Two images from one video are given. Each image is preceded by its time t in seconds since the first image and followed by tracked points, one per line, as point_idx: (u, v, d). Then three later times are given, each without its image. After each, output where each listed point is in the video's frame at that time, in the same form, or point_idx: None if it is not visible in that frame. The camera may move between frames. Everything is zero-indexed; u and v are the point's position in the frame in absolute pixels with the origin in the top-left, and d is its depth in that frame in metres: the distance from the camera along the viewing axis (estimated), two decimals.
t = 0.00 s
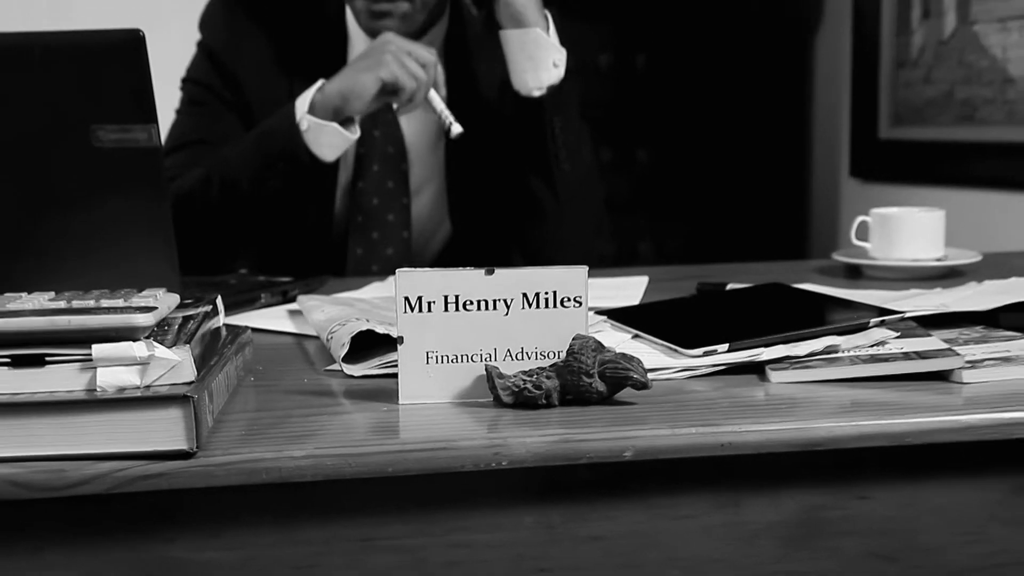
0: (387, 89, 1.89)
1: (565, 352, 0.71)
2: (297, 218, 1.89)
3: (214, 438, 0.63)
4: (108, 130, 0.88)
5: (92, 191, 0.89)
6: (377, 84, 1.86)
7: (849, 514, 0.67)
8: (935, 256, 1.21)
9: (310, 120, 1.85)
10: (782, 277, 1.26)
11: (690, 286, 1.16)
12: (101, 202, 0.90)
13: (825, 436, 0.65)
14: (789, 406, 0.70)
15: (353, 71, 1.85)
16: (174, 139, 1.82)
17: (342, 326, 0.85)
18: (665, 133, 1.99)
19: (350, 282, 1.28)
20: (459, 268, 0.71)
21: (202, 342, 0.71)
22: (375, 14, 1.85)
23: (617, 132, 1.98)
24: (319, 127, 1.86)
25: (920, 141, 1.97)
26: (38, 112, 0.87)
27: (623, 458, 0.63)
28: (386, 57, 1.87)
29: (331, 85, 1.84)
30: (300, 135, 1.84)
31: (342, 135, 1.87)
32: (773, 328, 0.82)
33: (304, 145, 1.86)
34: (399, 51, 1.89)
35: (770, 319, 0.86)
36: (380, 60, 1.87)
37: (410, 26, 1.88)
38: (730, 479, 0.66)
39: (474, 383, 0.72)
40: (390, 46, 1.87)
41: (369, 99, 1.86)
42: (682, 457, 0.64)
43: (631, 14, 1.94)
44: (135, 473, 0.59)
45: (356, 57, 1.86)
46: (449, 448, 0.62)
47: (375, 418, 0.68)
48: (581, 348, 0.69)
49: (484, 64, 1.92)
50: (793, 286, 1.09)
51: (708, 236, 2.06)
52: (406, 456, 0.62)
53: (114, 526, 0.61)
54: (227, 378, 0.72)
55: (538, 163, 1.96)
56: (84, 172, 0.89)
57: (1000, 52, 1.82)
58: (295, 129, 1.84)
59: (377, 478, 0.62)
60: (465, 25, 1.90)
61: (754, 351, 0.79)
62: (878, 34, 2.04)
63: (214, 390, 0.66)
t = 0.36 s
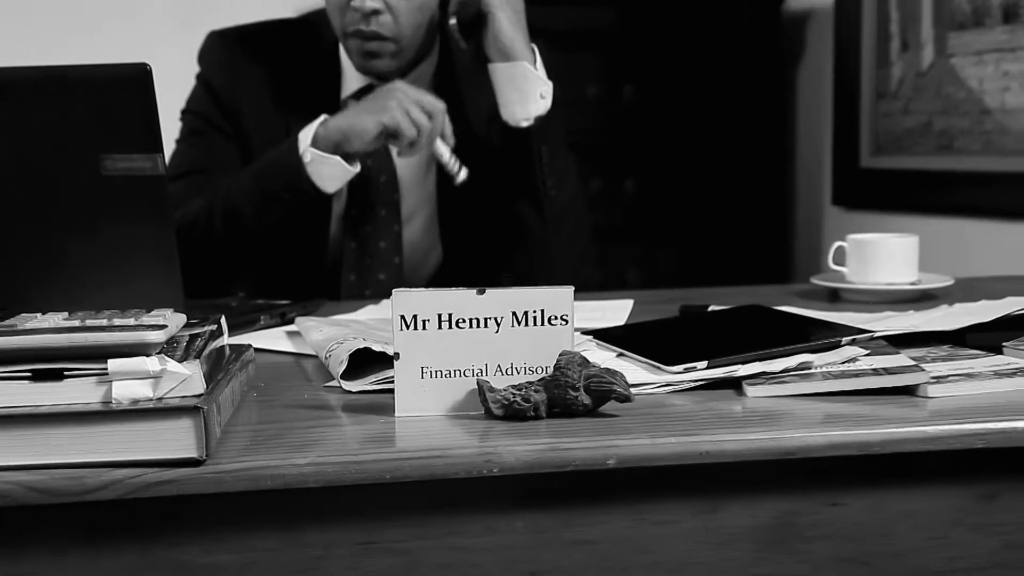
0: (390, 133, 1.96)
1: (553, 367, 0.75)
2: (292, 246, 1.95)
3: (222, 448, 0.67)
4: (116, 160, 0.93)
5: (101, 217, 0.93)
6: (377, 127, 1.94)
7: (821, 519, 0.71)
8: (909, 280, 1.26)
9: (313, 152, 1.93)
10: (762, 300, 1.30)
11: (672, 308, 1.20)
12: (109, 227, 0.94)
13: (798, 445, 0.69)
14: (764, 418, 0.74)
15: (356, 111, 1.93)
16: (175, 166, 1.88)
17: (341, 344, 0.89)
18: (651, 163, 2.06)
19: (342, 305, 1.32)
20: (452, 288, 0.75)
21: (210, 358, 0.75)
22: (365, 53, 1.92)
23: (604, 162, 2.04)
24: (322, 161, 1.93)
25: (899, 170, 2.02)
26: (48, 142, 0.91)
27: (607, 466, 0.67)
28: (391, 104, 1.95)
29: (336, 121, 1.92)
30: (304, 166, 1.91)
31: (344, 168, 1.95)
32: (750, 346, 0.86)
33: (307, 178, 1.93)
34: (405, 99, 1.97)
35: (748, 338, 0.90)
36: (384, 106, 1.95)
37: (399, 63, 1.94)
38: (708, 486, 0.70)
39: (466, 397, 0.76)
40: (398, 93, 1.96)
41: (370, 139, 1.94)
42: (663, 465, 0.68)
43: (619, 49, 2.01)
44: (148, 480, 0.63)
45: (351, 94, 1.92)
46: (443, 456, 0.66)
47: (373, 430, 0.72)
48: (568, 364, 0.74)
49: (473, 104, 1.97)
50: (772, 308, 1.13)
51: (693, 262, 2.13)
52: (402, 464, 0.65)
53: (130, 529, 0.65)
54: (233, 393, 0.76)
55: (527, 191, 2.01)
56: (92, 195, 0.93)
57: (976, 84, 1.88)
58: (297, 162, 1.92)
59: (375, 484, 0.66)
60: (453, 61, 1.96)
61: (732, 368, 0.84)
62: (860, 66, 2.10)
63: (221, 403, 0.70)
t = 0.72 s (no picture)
0: (397, 170, 2.06)
1: (545, 374, 0.80)
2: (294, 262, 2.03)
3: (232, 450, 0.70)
4: (130, 180, 0.97)
5: (116, 234, 0.98)
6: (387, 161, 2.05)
7: (798, 518, 0.76)
8: (890, 295, 1.30)
9: (325, 177, 2.01)
10: (748, 313, 1.36)
11: (660, 321, 1.26)
12: (124, 243, 0.98)
13: (776, 447, 0.73)
14: (744, 423, 0.78)
15: (368, 145, 2.03)
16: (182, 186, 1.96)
17: (342, 354, 0.93)
18: (642, 181, 2.19)
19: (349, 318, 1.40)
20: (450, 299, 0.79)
21: (221, 366, 0.79)
22: (363, 76, 2.03)
23: (593, 183, 2.17)
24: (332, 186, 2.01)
25: (885, 189, 2.22)
26: (66, 164, 0.96)
27: (596, 467, 0.71)
28: (402, 143, 2.06)
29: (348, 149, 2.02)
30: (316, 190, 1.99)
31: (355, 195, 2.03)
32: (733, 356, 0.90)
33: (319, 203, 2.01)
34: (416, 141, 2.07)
35: (731, 349, 0.94)
36: (395, 144, 2.06)
37: (396, 87, 2.05)
38: (691, 487, 0.74)
39: (463, 403, 0.80)
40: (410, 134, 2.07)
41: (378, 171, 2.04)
42: (648, 466, 0.72)
43: (611, 74, 2.14)
44: (164, 479, 0.67)
45: (351, 116, 2.04)
46: (440, 457, 0.70)
47: (374, 434, 0.76)
48: (559, 371, 0.78)
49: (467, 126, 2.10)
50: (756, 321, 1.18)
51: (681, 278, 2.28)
52: (402, 465, 0.69)
53: (147, 526, 0.69)
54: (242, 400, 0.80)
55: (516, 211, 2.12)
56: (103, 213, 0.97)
57: (959, 106, 2.02)
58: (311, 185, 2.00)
59: (377, 484, 0.70)
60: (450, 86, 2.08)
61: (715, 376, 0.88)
62: (845, 91, 2.34)
63: (232, 409, 0.74)
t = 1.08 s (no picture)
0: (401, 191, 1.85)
1: (540, 379, 0.84)
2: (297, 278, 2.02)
3: (242, 450, 0.74)
4: (139, 196, 1.01)
5: (125, 246, 1.02)
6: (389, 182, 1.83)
7: (780, 517, 0.79)
8: (874, 307, 1.35)
9: (331, 195, 1.86)
10: (737, 323, 1.41)
11: (651, 331, 1.30)
12: (133, 255, 1.02)
13: (759, 449, 0.77)
14: (728, 426, 0.82)
15: (373, 164, 1.85)
16: (192, 201, 2.17)
17: (347, 362, 0.97)
18: (631, 200, 2.49)
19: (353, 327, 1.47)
20: (449, 308, 0.83)
21: (231, 371, 0.83)
22: (360, 91, 2.28)
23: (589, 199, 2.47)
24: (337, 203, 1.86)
25: (871, 205, 2.32)
26: (76, 180, 0.99)
27: (588, 467, 0.75)
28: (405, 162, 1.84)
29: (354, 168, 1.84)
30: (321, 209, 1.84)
31: (361, 213, 1.87)
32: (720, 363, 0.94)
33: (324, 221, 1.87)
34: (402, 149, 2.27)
35: (719, 356, 0.99)
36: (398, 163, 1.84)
37: (392, 101, 2.30)
38: (678, 486, 0.78)
39: (461, 408, 0.84)
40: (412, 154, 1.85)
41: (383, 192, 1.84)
42: (637, 466, 0.76)
43: (606, 92, 2.44)
44: (180, 477, 0.71)
45: (351, 133, 2.29)
46: (440, 458, 0.74)
47: (377, 436, 0.80)
48: (553, 377, 0.82)
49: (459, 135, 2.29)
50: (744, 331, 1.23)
51: (669, 294, 2.57)
52: (404, 464, 0.73)
53: (162, 523, 0.73)
54: (251, 404, 0.84)
55: (517, 225, 2.10)
56: (120, 228, 1.01)
57: (946, 123, 2.11)
58: (317, 206, 1.86)
59: (380, 482, 0.74)
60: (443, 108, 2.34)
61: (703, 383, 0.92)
62: (836, 108, 2.45)
63: (242, 412, 0.78)
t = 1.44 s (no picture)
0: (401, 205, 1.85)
1: (537, 385, 0.88)
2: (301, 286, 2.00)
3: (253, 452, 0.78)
4: (151, 210, 1.05)
5: (136, 259, 1.06)
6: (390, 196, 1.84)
7: (766, 516, 0.83)
8: (862, 318, 1.39)
9: (334, 208, 1.89)
10: (729, 334, 1.44)
11: (645, 341, 1.34)
12: (143, 267, 1.06)
13: (747, 451, 0.81)
14: (717, 430, 0.86)
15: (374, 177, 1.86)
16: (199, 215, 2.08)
17: (351, 370, 1.01)
18: (627, 214, 2.54)
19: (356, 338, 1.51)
20: (449, 317, 0.87)
21: (241, 378, 0.87)
22: (359, 108, 2.09)
23: (587, 214, 2.52)
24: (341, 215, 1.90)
25: (864, 219, 2.36)
26: (91, 195, 1.04)
27: (583, 468, 0.79)
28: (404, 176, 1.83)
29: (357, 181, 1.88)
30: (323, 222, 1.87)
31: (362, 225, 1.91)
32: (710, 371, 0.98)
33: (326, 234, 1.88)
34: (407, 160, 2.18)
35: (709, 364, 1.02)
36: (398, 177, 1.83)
37: (393, 118, 2.12)
38: (669, 487, 0.82)
39: (462, 412, 0.88)
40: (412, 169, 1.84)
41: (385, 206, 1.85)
42: (629, 467, 0.80)
43: (605, 108, 2.50)
44: (194, 477, 0.74)
45: (353, 149, 2.16)
46: (442, 459, 0.77)
47: (382, 439, 0.83)
48: (550, 383, 0.86)
49: (460, 156, 2.21)
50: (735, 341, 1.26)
51: (677, 303, 2.61)
52: (407, 465, 0.77)
53: (177, 521, 0.76)
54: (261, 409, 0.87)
55: (513, 238, 2.10)
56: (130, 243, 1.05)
57: (935, 139, 2.16)
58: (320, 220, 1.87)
59: (384, 483, 0.77)
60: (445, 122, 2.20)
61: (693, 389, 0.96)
62: (827, 123, 2.50)
63: (252, 417, 0.82)
